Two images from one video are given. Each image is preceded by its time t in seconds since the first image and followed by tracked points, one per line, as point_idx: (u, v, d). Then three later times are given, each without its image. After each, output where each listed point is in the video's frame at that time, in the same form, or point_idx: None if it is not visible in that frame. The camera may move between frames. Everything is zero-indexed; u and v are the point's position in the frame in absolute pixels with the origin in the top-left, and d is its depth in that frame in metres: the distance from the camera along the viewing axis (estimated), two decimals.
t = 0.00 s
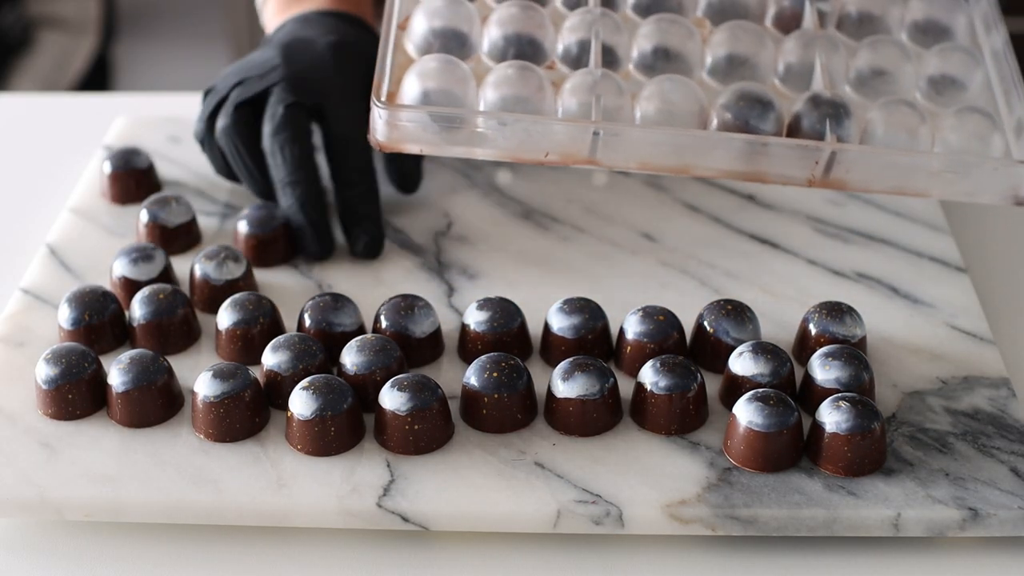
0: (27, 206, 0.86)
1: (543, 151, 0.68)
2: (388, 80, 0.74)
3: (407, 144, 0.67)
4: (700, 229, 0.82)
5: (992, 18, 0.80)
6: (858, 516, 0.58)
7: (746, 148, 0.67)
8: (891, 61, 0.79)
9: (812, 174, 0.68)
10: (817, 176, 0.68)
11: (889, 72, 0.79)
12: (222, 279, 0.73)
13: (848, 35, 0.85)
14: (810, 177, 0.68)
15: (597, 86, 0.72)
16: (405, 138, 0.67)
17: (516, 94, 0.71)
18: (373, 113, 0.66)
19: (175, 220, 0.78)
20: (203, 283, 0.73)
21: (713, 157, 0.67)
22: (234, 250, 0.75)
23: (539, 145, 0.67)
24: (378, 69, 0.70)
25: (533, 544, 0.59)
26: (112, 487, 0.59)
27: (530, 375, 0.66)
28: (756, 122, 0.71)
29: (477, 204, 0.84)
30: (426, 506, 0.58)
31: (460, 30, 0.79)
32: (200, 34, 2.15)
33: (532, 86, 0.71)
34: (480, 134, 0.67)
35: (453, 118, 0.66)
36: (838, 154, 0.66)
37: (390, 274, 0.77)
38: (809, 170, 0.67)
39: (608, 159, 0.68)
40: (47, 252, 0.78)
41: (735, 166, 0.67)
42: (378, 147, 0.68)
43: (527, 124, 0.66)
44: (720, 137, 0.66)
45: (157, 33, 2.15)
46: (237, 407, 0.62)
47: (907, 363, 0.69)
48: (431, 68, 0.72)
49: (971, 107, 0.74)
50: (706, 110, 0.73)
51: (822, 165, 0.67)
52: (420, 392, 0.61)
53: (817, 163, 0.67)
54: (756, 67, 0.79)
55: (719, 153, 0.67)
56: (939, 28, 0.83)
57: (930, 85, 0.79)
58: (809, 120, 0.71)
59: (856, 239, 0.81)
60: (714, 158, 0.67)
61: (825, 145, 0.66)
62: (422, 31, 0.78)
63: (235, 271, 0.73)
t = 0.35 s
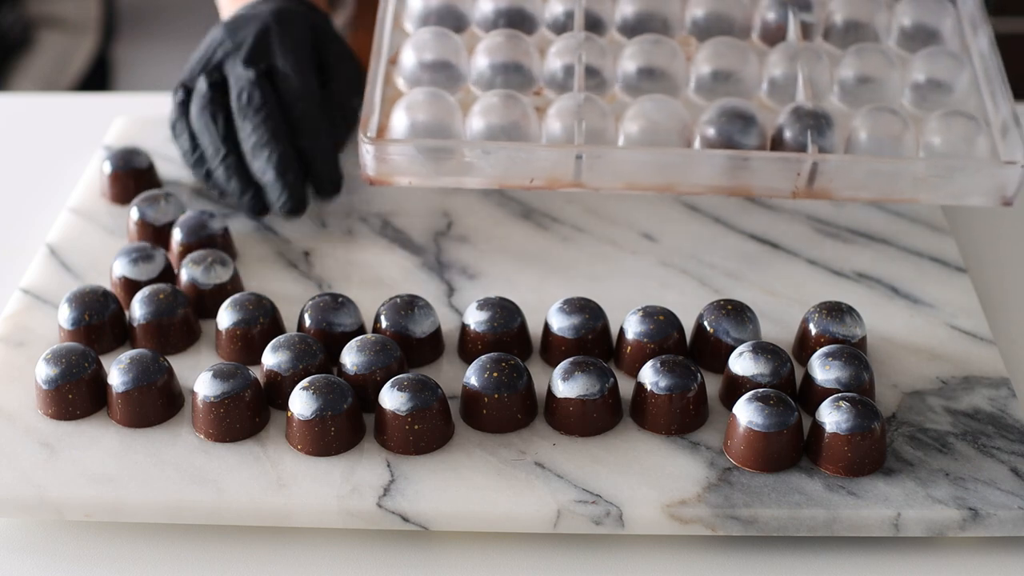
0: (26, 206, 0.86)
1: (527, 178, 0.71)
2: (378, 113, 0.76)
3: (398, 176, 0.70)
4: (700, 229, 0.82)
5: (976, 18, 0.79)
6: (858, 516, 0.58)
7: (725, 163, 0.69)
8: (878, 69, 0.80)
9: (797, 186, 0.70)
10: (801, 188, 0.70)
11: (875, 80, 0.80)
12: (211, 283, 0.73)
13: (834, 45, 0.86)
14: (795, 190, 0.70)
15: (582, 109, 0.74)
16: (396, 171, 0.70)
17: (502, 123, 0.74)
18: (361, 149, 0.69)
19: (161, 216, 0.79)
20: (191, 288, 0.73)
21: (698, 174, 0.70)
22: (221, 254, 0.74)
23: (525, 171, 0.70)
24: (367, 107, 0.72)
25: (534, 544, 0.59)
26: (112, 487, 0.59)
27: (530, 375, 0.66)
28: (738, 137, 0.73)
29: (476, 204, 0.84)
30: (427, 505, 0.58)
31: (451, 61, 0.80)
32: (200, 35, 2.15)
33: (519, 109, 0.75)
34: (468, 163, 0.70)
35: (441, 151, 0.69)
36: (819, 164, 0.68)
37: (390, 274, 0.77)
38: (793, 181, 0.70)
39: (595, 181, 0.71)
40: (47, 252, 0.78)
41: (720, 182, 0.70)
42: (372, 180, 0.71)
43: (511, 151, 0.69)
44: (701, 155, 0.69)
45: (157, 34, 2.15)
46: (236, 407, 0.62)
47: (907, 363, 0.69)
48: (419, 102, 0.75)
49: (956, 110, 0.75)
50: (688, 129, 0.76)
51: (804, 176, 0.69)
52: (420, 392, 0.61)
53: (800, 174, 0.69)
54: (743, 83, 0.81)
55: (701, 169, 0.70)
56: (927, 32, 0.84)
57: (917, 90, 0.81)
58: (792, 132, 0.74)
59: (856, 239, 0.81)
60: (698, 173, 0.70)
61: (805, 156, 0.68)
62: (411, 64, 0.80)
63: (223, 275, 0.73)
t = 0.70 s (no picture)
0: (27, 206, 0.86)
1: (472, 212, 0.73)
2: (328, 153, 0.78)
3: (347, 215, 0.73)
4: (700, 228, 0.82)
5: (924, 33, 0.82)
6: (858, 516, 0.58)
7: (665, 192, 0.72)
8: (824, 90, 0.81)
9: (737, 211, 0.73)
10: (741, 212, 0.73)
11: (821, 99, 0.81)
12: (210, 284, 0.73)
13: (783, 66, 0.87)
14: (735, 214, 0.73)
15: (525, 143, 0.76)
16: (345, 210, 0.72)
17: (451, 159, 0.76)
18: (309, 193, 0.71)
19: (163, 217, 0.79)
20: (191, 288, 0.73)
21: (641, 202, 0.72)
22: (220, 254, 0.74)
23: (469, 206, 0.73)
24: (316, 149, 0.75)
25: (534, 543, 0.59)
26: (112, 487, 0.59)
27: (530, 375, 0.66)
28: (679, 165, 0.75)
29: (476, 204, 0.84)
30: (427, 506, 0.58)
31: (399, 101, 0.82)
32: (200, 35, 2.15)
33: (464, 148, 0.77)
34: (414, 201, 0.72)
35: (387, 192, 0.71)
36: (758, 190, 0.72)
37: (390, 274, 0.77)
38: (733, 206, 0.73)
39: (538, 214, 0.73)
40: (47, 252, 0.78)
41: (661, 211, 0.73)
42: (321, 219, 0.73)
43: (457, 189, 0.72)
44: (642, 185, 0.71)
45: (157, 34, 2.15)
46: (236, 408, 0.62)
47: (907, 363, 0.69)
48: (367, 142, 0.77)
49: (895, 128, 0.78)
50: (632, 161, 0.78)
51: (744, 201, 0.73)
52: (420, 392, 0.61)
53: (738, 201, 0.73)
54: (686, 109, 0.81)
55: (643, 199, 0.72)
56: (876, 48, 0.86)
57: (863, 108, 0.83)
58: (731, 157, 0.75)
59: (855, 239, 0.81)
60: (642, 202, 0.72)
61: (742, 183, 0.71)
62: (362, 105, 0.82)
63: (223, 275, 0.73)
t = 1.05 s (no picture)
0: (27, 206, 0.86)
1: (470, 259, 0.77)
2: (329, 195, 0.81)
3: (346, 258, 0.77)
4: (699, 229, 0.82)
5: (920, 90, 0.88)
6: (858, 516, 0.58)
7: (661, 246, 0.76)
8: (819, 141, 0.83)
9: (731, 263, 0.77)
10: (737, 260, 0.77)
11: (814, 150, 0.83)
12: (210, 284, 0.73)
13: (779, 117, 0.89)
14: (729, 267, 0.77)
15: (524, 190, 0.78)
16: (343, 250, 0.77)
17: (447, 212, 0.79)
18: (308, 234, 0.76)
19: (162, 217, 0.79)
20: (191, 288, 0.73)
21: (631, 252, 0.76)
22: (221, 254, 0.74)
23: (466, 251, 0.77)
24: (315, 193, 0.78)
25: (534, 543, 0.59)
26: (112, 487, 0.59)
27: (530, 375, 0.66)
28: (676, 216, 0.77)
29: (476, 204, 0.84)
30: (427, 505, 0.58)
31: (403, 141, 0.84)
32: (200, 35, 2.15)
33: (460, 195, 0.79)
34: (414, 244, 0.76)
35: (390, 233, 0.76)
36: (751, 244, 0.76)
37: (390, 274, 0.77)
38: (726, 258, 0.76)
39: (536, 260, 0.77)
40: (47, 252, 0.78)
41: (657, 260, 0.77)
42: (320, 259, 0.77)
43: (450, 239, 0.76)
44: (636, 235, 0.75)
45: (157, 34, 2.15)
46: (236, 408, 0.62)
47: (907, 363, 0.69)
48: (368, 186, 0.79)
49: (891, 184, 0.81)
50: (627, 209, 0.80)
51: (737, 255, 0.76)
52: (420, 392, 0.61)
53: (732, 253, 0.76)
54: (681, 161, 0.84)
55: (637, 249, 0.76)
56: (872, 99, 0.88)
57: (859, 162, 0.85)
58: (727, 211, 0.77)
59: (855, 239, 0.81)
60: (636, 253, 0.76)
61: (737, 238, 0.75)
62: (363, 147, 0.84)
63: (224, 275, 0.73)
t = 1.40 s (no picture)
0: (27, 206, 0.86)
1: (482, 157, 0.71)
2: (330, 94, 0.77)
3: (348, 156, 0.70)
4: (700, 229, 0.82)
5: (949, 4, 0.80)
6: (858, 516, 0.58)
7: (688, 140, 0.70)
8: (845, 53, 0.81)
9: (762, 163, 0.70)
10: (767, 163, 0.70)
11: (841, 63, 0.81)
12: (211, 283, 0.73)
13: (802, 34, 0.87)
14: (759, 168, 0.71)
15: (539, 91, 0.75)
16: (346, 150, 0.70)
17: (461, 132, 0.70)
18: (308, 128, 0.70)
19: (162, 217, 0.79)
20: (191, 288, 0.73)
21: (657, 151, 0.70)
22: (221, 254, 0.74)
23: (477, 150, 0.71)
24: (316, 87, 0.72)
25: (534, 543, 0.59)
26: (112, 487, 0.59)
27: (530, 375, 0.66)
28: (701, 115, 0.74)
29: (476, 204, 0.84)
30: (427, 505, 0.58)
31: (408, 50, 0.83)
32: (199, 35, 2.15)
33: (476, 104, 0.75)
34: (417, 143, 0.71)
35: (391, 131, 0.69)
36: (781, 141, 0.69)
37: (390, 274, 0.77)
38: (758, 158, 0.70)
39: (551, 160, 0.71)
40: (47, 252, 0.78)
41: (680, 160, 0.71)
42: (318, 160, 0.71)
43: (465, 132, 0.70)
44: (660, 130, 0.69)
45: (157, 34, 2.15)
46: (236, 408, 0.62)
47: (907, 363, 0.69)
48: (368, 85, 0.76)
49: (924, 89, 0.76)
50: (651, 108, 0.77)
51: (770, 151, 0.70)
52: (420, 392, 0.61)
53: (764, 149, 0.70)
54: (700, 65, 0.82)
55: (661, 146, 0.70)
56: (897, 20, 0.86)
57: (887, 74, 0.82)
58: (753, 111, 0.74)
59: (855, 238, 0.81)
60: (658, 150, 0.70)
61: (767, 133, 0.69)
62: (365, 51, 0.82)
63: (224, 275, 0.73)
